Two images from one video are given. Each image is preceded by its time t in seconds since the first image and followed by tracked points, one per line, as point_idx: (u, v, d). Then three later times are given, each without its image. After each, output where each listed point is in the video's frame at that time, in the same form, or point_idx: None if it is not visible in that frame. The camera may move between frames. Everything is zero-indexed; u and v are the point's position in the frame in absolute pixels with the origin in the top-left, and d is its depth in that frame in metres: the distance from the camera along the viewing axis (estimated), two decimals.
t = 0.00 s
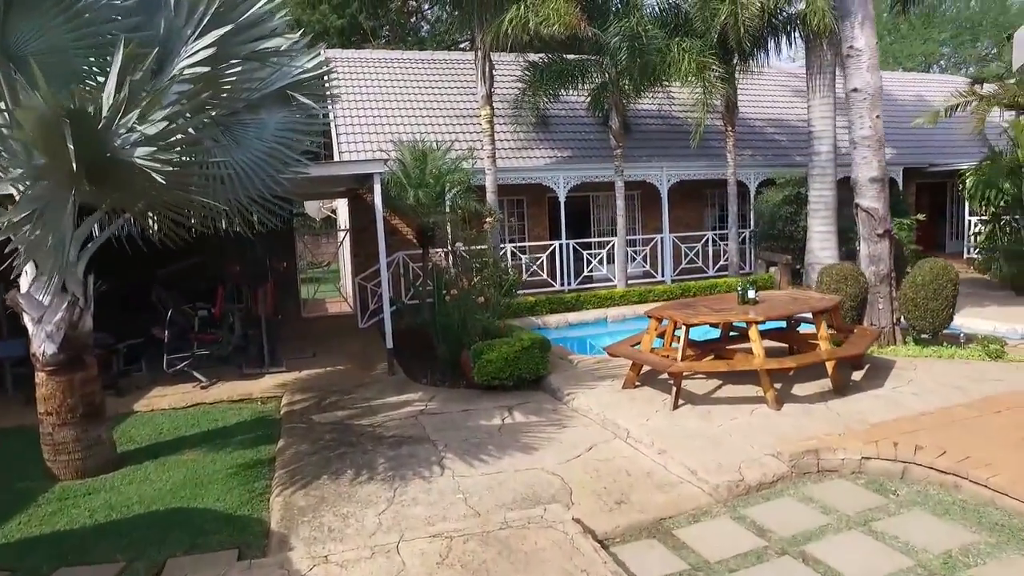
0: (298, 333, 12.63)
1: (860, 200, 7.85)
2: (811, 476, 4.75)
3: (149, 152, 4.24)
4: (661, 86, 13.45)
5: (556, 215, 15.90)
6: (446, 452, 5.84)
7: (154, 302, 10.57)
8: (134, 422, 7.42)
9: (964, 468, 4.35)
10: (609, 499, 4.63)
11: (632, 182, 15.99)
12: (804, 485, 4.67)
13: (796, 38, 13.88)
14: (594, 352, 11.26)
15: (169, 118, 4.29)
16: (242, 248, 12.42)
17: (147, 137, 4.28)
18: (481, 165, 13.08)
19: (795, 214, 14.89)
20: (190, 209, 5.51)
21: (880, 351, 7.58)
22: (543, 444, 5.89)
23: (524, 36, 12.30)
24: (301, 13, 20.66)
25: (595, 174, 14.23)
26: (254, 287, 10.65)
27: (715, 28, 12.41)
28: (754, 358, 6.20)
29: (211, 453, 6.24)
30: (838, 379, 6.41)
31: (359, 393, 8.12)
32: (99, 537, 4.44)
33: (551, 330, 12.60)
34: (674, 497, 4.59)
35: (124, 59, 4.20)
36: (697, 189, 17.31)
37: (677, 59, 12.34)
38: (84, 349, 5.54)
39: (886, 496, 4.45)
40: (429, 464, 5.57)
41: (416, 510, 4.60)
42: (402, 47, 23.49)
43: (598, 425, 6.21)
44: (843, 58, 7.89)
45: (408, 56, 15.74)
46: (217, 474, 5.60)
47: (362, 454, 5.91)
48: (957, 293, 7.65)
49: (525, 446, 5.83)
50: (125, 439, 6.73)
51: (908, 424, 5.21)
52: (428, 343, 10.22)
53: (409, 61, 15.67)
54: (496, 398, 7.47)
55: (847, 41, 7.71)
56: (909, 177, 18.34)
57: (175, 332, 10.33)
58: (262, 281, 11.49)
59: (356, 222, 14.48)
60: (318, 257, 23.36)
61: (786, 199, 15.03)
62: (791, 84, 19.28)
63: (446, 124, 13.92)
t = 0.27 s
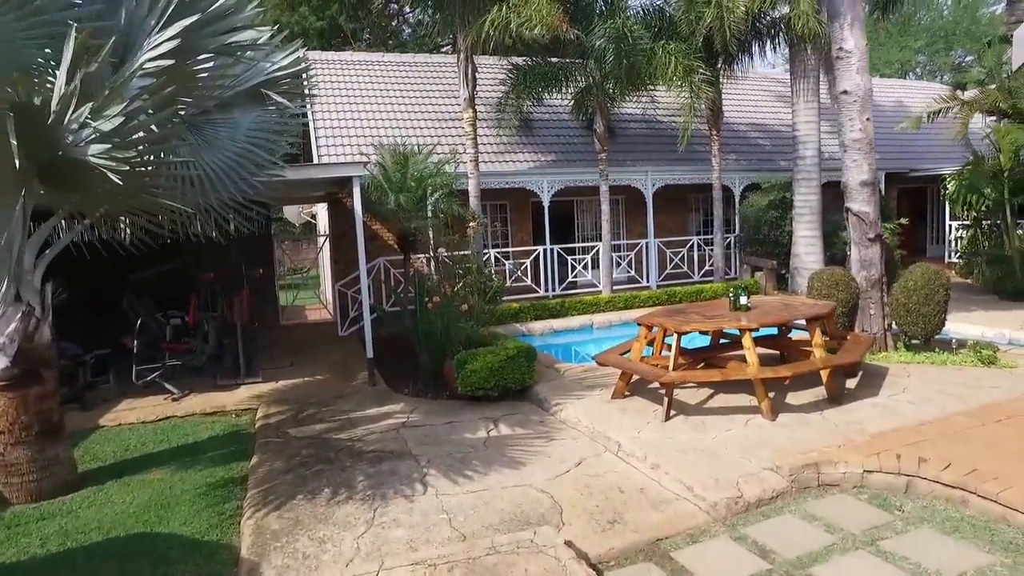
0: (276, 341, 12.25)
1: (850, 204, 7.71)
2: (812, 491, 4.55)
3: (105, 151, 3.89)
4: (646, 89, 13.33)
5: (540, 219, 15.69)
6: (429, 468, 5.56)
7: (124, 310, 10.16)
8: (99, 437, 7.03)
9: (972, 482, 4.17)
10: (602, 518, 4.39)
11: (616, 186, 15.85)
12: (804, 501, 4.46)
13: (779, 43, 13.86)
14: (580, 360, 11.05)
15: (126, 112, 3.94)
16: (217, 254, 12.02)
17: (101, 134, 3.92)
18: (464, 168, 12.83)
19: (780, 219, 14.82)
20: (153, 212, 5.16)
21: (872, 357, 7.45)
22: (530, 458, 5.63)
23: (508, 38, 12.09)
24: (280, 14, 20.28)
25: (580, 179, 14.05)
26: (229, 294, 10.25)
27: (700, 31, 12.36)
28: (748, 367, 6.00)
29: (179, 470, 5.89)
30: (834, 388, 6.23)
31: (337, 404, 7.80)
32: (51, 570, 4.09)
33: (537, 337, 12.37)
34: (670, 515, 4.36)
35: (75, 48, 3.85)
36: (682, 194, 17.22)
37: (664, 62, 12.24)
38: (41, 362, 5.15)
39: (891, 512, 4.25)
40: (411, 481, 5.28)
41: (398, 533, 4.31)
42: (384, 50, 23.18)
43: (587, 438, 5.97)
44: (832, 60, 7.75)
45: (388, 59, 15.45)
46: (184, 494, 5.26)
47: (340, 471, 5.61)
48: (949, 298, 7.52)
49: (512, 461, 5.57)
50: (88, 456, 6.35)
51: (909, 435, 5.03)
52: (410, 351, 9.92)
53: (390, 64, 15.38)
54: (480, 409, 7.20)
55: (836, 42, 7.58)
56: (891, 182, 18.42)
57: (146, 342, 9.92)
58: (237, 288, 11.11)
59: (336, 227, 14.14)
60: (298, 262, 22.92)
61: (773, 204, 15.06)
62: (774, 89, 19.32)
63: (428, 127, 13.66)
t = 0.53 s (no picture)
0: (256, 349, 11.92)
1: (843, 209, 7.59)
2: (815, 508, 4.37)
3: (59, 151, 3.61)
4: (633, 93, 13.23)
5: (525, 223, 15.51)
6: (415, 485, 5.30)
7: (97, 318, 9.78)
8: (66, 453, 6.69)
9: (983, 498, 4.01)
10: (598, 540, 4.17)
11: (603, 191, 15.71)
12: (808, 518, 4.28)
13: (766, 47, 13.83)
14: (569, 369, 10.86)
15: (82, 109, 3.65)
16: (195, 260, 11.67)
17: (57, 132, 3.63)
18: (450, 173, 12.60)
19: (768, 224, 14.78)
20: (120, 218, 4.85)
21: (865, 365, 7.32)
22: (521, 473, 5.40)
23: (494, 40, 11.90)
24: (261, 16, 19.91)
25: (567, 183, 13.88)
26: (207, 301, 9.91)
27: (688, 34, 12.34)
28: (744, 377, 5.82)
29: (150, 489, 5.58)
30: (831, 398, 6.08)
31: (319, 417, 7.51)
32: None
33: (524, 345, 12.15)
34: (669, 535, 4.15)
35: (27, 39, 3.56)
36: (669, 199, 17.13)
37: (653, 64, 12.16)
38: None
39: (899, 529, 4.08)
40: (395, 499, 5.03)
41: (382, 558, 4.06)
42: (367, 53, 22.88)
43: (579, 451, 5.75)
44: (824, 62, 7.63)
45: (372, 62, 15.18)
46: (154, 516, 4.96)
47: (321, 489, 5.34)
48: (943, 305, 7.42)
49: (502, 477, 5.34)
50: (54, 475, 6.01)
51: (913, 448, 4.87)
52: (395, 360, 9.65)
53: (374, 67, 15.12)
54: (468, 421, 6.96)
55: (828, 44, 7.46)
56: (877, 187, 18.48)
57: (120, 351, 9.55)
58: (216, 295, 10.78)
59: (318, 232, 13.84)
60: (280, 268, 22.51)
61: (760, 209, 15.00)
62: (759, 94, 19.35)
63: (412, 131, 13.40)
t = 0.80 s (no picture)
0: (237, 357, 11.55)
1: (839, 211, 7.44)
2: (824, 523, 4.16)
3: (6, 143, 3.30)
4: (624, 95, 13.07)
5: (513, 231, 15.29)
6: (402, 501, 5.03)
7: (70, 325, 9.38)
8: (31, 469, 6.31)
9: (1001, 512, 3.82)
10: (597, 561, 3.92)
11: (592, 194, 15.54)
12: (817, 535, 4.07)
13: (755, 50, 13.74)
14: (558, 377, 10.64)
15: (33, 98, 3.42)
16: (174, 264, 11.28)
17: (6, 122, 3.37)
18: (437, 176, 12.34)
19: (759, 227, 14.79)
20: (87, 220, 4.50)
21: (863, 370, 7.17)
22: (514, 488, 5.14)
23: (482, 40, 11.66)
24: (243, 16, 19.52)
25: (556, 187, 13.67)
26: (185, 308, 9.56)
27: (678, 36, 12.21)
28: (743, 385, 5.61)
29: (118, 508, 5.24)
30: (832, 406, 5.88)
31: (301, 427, 7.20)
32: None
33: (512, 351, 11.91)
34: (672, 556, 3.92)
35: None
36: (657, 203, 16.99)
37: (645, 66, 12.01)
38: None
39: (913, 547, 3.88)
40: (381, 518, 4.75)
41: None
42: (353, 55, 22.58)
43: (573, 463, 5.50)
44: (819, 62, 7.49)
45: (356, 63, 14.89)
46: (121, 538, 4.63)
47: (302, 506, 5.04)
48: (942, 309, 7.28)
49: (493, 492, 5.08)
50: (15, 494, 5.66)
51: (921, 459, 4.68)
52: (380, 367, 9.36)
53: (358, 68, 14.82)
54: (456, 432, 6.69)
55: (824, 44, 7.31)
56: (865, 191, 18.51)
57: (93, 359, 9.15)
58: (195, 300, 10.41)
59: (301, 236, 13.52)
60: (264, 272, 22.08)
61: (751, 212, 15.02)
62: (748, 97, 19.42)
63: (398, 133, 13.13)
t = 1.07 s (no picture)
0: (216, 367, 11.16)
1: (835, 216, 7.30)
2: (835, 544, 3.96)
3: None
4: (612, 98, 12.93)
5: (501, 239, 15.07)
6: (388, 522, 4.75)
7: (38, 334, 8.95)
8: None
9: (1022, 531, 3.64)
10: None
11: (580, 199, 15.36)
12: (828, 556, 3.86)
13: (743, 55, 13.68)
14: (547, 387, 10.42)
15: None
16: (149, 271, 10.87)
17: None
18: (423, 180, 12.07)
19: (748, 233, 14.75)
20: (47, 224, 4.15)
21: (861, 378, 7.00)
22: (507, 506, 4.88)
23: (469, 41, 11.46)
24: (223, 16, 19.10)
25: (543, 191, 13.48)
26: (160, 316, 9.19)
27: (667, 39, 12.11)
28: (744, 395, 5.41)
29: (83, 532, 4.89)
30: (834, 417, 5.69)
31: (281, 441, 6.88)
32: None
33: (499, 359, 11.65)
34: None
35: None
36: (645, 208, 16.86)
37: (634, 70, 11.92)
38: None
39: (930, 569, 3.69)
40: (366, 541, 4.46)
41: None
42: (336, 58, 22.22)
43: (568, 479, 5.25)
44: (814, 65, 7.36)
45: (340, 65, 14.60)
46: (83, 567, 4.29)
47: (282, 529, 4.74)
48: (939, 316, 7.15)
49: (485, 511, 4.82)
50: None
51: (931, 473, 4.51)
52: (364, 377, 9.05)
53: (342, 70, 14.53)
54: (444, 445, 6.41)
55: (819, 46, 7.19)
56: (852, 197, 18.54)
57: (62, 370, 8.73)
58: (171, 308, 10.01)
59: (283, 242, 13.17)
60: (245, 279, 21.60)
61: (739, 217, 14.99)
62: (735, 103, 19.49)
63: (383, 137, 12.85)
